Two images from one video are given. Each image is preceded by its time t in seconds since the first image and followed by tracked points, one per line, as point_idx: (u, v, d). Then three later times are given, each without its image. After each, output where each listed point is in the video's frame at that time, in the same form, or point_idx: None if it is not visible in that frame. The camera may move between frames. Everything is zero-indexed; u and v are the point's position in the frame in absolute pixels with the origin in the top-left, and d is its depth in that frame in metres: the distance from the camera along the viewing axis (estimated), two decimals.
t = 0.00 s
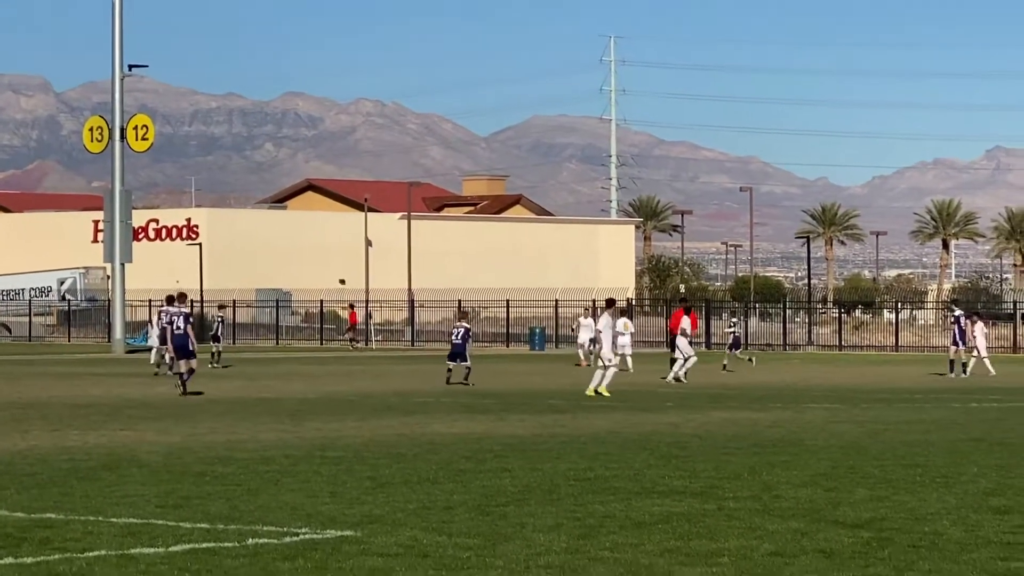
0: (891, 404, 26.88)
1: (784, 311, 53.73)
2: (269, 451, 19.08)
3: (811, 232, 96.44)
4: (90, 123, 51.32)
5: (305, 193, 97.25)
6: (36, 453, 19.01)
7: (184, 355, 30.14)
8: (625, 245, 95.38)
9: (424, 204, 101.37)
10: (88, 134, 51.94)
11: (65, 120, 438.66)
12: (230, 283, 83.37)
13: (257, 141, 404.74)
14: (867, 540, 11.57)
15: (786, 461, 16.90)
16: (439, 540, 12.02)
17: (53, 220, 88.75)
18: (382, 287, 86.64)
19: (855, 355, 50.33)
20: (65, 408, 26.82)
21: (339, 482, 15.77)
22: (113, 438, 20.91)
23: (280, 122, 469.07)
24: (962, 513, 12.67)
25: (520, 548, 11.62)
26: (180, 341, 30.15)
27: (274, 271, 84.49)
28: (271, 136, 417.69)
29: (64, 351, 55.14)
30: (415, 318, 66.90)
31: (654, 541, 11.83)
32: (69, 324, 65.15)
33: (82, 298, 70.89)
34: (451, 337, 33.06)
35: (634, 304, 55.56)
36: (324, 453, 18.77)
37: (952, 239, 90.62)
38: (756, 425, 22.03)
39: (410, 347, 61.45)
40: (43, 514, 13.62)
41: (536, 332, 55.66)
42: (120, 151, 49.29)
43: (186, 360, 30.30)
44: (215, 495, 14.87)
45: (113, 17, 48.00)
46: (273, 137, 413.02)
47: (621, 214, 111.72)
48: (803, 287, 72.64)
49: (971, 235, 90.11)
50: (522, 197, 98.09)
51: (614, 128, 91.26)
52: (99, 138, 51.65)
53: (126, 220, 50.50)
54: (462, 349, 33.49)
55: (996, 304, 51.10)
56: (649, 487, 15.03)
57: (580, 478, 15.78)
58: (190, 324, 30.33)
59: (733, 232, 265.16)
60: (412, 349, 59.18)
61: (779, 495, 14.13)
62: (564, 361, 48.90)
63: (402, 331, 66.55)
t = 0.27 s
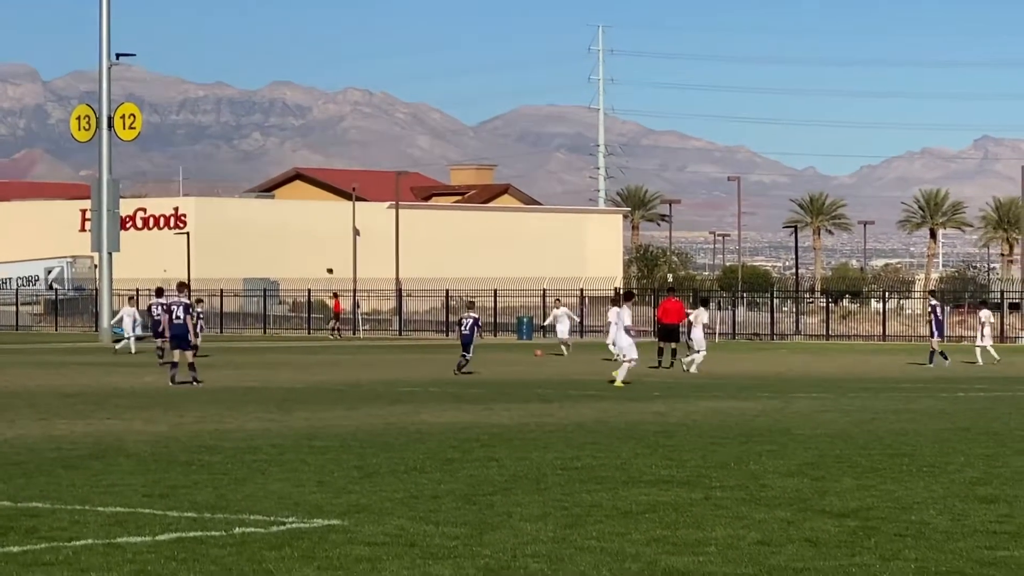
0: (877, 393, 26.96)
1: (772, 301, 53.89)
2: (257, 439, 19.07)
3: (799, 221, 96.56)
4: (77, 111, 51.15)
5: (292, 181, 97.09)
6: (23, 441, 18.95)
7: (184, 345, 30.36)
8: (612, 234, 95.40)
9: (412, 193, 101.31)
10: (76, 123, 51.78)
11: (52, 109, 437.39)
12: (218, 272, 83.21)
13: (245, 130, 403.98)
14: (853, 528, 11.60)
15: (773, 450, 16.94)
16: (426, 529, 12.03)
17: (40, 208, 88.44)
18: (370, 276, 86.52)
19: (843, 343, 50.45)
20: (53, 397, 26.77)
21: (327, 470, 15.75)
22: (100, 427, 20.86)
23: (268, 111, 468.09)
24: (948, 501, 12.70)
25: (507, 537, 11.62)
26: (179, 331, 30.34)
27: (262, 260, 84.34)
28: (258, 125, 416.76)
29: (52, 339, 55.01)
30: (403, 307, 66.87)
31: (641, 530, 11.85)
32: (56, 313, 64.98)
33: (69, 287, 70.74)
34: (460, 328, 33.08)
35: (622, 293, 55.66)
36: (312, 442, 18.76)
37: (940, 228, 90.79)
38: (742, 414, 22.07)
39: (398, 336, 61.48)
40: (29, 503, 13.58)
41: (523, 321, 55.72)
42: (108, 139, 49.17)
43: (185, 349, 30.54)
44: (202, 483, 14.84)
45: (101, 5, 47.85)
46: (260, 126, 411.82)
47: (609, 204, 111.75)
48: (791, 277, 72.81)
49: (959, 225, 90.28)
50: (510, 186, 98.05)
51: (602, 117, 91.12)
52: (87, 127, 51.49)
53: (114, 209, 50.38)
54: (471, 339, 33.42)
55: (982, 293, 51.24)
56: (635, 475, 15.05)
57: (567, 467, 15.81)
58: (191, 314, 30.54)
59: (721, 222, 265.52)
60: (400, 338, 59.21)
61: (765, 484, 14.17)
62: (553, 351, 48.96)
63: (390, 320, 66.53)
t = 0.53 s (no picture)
0: (863, 384, 26.97)
1: (758, 292, 53.98)
2: (243, 430, 19.01)
3: (785, 212, 96.73)
4: (62, 101, 50.93)
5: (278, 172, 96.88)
6: (8, 433, 18.86)
7: (176, 335, 30.41)
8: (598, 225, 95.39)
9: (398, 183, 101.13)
10: (61, 113, 51.55)
11: (37, 99, 435.43)
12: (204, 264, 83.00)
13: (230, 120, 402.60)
14: (838, 519, 11.61)
15: (759, 441, 16.94)
16: (412, 520, 12.00)
17: (25, 199, 88.09)
18: (356, 267, 86.36)
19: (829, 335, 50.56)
20: (38, 388, 26.63)
21: (312, 461, 15.70)
22: (85, 419, 20.77)
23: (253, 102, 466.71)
24: (933, 492, 12.72)
25: (493, 528, 11.60)
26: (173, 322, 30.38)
27: (248, 251, 84.13)
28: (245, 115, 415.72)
29: (37, 330, 54.79)
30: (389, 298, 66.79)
31: (626, 521, 11.83)
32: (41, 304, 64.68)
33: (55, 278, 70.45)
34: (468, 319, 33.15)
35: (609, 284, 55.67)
36: (298, 433, 18.69)
37: (926, 219, 90.98)
38: (728, 405, 22.05)
39: (384, 327, 61.40)
40: (13, 494, 13.52)
41: (509, 312, 55.70)
42: (94, 130, 48.93)
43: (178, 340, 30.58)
44: (188, 474, 14.79)
45: None
46: (245, 117, 410.33)
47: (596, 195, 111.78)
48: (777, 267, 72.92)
49: (944, 215, 90.57)
50: (496, 177, 97.97)
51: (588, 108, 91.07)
52: (72, 118, 51.26)
53: (99, 199, 50.17)
54: (479, 331, 33.48)
55: (968, 284, 51.33)
56: (621, 466, 15.04)
57: (552, 457, 15.78)
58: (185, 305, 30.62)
59: (707, 212, 265.73)
60: (386, 329, 59.14)
61: (751, 475, 14.17)
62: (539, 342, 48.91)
63: (376, 311, 66.42)
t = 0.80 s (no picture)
0: (849, 379, 27.02)
1: (744, 287, 54.03)
2: (228, 425, 18.95)
3: (771, 207, 96.84)
4: (48, 96, 50.72)
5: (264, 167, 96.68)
6: None
7: (163, 330, 30.27)
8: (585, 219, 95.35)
9: (384, 178, 101.00)
10: (47, 107, 51.34)
11: (23, 93, 434.07)
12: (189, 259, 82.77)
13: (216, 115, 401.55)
14: (825, 514, 11.61)
15: (745, 436, 16.95)
16: (398, 515, 11.97)
17: (10, 193, 87.74)
18: (342, 262, 86.21)
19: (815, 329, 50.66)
20: (24, 383, 26.53)
21: (298, 457, 15.66)
22: (69, 413, 20.68)
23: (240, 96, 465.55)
24: (919, 487, 12.74)
25: (479, 523, 11.58)
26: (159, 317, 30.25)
27: (234, 246, 83.92)
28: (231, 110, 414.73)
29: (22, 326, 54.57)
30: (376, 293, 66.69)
31: (613, 515, 11.83)
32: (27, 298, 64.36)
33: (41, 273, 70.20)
34: (475, 316, 33.10)
35: (595, 279, 55.66)
36: (284, 428, 18.65)
37: (912, 214, 91.19)
38: (715, 400, 22.07)
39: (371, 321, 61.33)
40: None
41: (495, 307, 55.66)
42: (79, 124, 48.73)
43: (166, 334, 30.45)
44: (173, 469, 14.74)
45: None
46: (231, 111, 409.23)
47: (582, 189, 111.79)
48: (763, 262, 73.00)
49: (930, 210, 90.76)
50: (482, 171, 97.90)
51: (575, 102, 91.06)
52: (58, 112, 51.05)
53: (85, 193, 49.97)
54: (486, 327, 33.30)
55: (954, 280, 51.46)
56: (607, 461, 15.03)
57: (539, 452, 15.78)
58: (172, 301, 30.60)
59: (693, 207, 265.96)
60: (372, 324, 59.06)
61: (737, 469, 14.17)
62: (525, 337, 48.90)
63: (362, 306, 66.31)
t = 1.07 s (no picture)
0: (838, 378, 27.08)
1: (733, 286, 54.10)
2: (217, 424, 18.91)
3: (760, 206, 96.94)
4: (36, 95, 50.57)
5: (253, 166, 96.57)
6: None
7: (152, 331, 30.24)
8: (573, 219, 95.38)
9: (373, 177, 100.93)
10: (35, 107, 51.19)
11: (11, 92, 432.87)
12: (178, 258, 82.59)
13: (205, 114, 400.88)
14: (813, 512, 11.64)
15: (734, 435, 16.97)
16: (387, 514, 11.96)
17: None
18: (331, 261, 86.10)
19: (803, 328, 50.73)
20: (12, 382, 26.49)
21: (286, 456, 15.64)
22: (58, 413, 20.63)
23: (229, 95, 464.66)
24: (907, 486, 12.76)
25: (468, 522, 11.58)
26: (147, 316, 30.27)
27: (222, 245, 83.76)
28: (219, 108, 413.85)
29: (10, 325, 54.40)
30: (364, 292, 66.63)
31: (602, 514, 11.83)
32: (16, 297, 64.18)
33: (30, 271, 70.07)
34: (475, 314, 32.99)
35: (584, 278, 55.68)
36: (273, 427, 18.65)
37: (900, 213, 91.33)
38: (703, 399, 22.12)
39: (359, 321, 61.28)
40: None
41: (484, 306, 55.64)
42: (68, 124, 48.59)
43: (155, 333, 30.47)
44: (162, 469, 14.71)
45: None
46: (219, 110, 408.59)
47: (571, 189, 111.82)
48: (751, 262, 73.06)
49: (919, 209, 90.89)
50: (471, 171, 97.88)
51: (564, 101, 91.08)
52: (46, 111, 50.91)
53: (73, 192, 49.84)
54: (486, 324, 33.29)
55: (942, 279, 51.57)
56: (597, 460, 15.04)
57: (528, 451, 15.78)
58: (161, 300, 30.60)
59: (682, 207, 266.07)
60: (361, 324, 59.00)
61: (726, 469, 14.19)
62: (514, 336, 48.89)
63: (351, 305, 66.23)
